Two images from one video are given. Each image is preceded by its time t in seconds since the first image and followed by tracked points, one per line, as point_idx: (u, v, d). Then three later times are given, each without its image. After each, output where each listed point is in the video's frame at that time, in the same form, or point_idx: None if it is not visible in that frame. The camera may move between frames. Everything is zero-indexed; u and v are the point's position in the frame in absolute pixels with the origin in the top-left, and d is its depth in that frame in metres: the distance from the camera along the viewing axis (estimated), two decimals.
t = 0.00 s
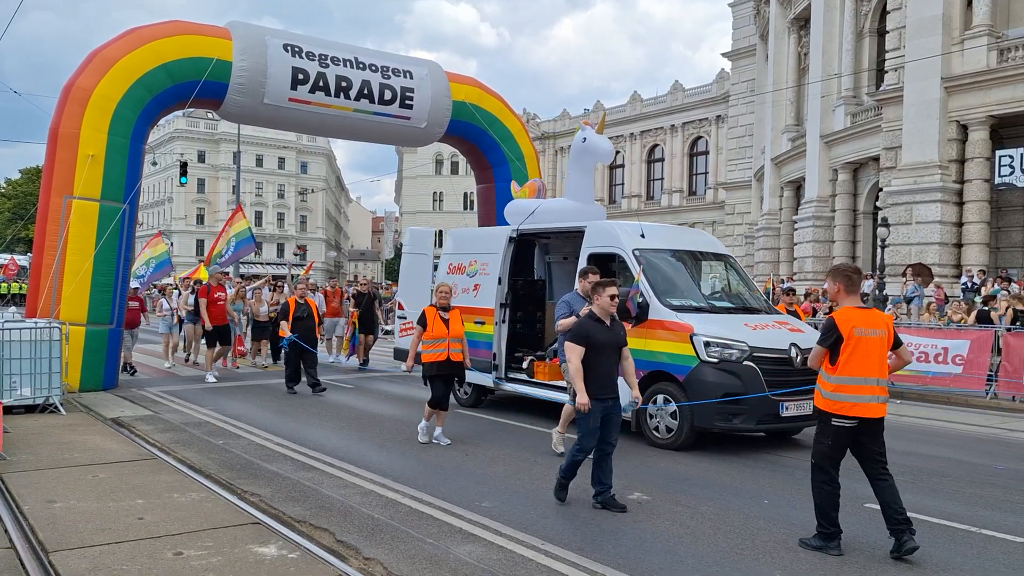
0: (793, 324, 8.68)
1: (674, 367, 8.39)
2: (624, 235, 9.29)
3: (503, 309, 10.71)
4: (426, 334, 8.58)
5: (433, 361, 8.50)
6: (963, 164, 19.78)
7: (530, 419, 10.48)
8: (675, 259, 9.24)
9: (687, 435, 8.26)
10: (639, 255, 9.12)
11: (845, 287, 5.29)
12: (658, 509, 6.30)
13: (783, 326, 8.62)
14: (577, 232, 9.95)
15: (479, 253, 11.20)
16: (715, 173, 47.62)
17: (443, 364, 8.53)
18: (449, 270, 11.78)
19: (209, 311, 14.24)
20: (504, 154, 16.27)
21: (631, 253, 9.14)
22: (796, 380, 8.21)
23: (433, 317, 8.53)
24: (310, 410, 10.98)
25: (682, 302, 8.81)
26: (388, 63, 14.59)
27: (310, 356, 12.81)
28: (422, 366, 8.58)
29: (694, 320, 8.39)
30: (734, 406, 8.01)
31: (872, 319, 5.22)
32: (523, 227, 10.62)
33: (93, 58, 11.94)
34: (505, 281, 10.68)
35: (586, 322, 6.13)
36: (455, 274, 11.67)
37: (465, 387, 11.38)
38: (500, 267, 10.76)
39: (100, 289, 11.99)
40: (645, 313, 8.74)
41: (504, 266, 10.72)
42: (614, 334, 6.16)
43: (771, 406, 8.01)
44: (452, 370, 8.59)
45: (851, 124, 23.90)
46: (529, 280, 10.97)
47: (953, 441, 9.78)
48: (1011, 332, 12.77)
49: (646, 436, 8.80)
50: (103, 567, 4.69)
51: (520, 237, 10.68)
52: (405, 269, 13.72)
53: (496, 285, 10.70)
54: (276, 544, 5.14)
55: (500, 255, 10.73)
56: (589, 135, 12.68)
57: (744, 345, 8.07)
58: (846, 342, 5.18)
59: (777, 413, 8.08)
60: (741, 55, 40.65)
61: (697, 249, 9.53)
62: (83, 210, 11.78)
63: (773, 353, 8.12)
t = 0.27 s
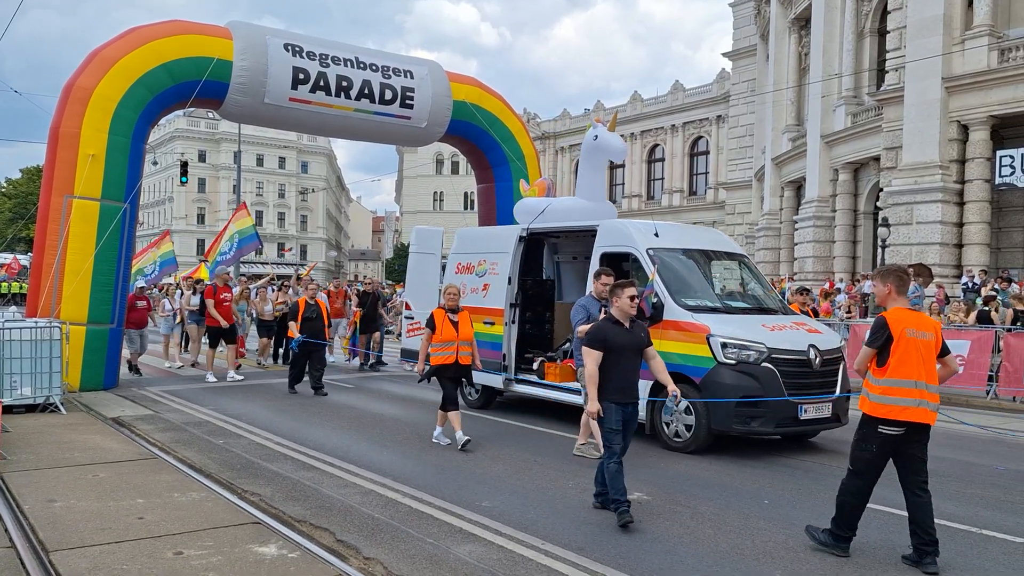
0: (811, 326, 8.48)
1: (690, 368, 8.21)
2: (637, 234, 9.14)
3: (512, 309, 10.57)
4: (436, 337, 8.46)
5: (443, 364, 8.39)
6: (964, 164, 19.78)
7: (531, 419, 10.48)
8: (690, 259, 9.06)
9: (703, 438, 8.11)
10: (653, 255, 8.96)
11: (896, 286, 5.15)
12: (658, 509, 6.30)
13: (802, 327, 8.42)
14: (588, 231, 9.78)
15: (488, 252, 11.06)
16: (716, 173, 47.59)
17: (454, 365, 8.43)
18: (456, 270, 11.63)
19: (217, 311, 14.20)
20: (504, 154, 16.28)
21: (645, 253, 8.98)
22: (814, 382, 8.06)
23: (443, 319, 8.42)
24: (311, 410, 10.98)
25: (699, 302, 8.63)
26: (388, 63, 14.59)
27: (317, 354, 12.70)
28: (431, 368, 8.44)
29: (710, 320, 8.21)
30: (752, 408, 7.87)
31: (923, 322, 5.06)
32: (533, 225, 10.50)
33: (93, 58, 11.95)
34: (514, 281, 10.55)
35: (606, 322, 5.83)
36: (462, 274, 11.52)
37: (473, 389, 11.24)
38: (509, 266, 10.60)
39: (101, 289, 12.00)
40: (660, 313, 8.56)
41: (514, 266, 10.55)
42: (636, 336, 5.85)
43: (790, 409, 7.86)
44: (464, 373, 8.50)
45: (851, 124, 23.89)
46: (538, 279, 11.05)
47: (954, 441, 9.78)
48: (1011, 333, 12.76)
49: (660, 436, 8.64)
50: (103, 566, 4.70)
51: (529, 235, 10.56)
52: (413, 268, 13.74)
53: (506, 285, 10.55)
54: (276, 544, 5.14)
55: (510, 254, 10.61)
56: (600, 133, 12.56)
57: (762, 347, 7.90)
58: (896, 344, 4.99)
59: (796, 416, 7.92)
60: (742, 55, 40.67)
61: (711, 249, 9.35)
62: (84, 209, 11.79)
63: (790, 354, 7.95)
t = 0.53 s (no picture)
0: (829, 325, 8.31)
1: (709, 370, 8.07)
2: (651, 233, 8.99)
3: (523, 308, 10.56)
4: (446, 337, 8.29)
5: (455, 365, 8.22)
6: (964, 164, 19.78)
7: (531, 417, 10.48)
8: (705, 258, 8.93)
9: (720, 440, 7.98)
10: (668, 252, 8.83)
11: (941, 285, 4.83)
12: (657, 509, 6.30)
13: (820, 328, 8.24)
14: (601, 229, 9.70)
15: (497, 251, 11.05)
16: (715, 173, 47.57)
17: (468, 366, 8.28)
18: (464, 268, 11.64)
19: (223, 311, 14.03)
20: (504, 153, 16.27)
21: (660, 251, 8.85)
22: (834, 383, 7.88)
23: (453, 319, 8.26)
24: (310, 409, 10.98)
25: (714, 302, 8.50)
26: (388, 62, 14.58)
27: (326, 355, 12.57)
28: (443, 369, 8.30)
29: (727, 320, 8.08)
30: (771, 411, 7.70)
31: (963, 325, 4.81)
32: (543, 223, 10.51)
33: (92, 57, 11.94)
34: (524, 280, 10.54)
35: (623, 322, 5.65)
36: (471, 272, 11.53)
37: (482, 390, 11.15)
38: (519, 265, 10.59)
39: (100, 288, 11.99)
40: (675, 312, 8.42)
41: (525, 264, 10.54)
42: (653, 336, 5.67)
43: (809, 411, 7.70)
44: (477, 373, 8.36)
45: (851, 123, 23.88)
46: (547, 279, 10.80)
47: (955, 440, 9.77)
48: (1010, 332, 12.76)
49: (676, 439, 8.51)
50: (102, 565, 4.70)
51: (540, 233, 10.58)
52: (419, 266, 13.46)
53: (516, 283, 10.54)
54: (276, 542, 5.14)
55: (520, 252, 10.60)
56: (612, 130, 12.57)
57: (781, 347, 7.72)
58: (931, 345, 4.76)
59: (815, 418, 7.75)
60: (742, 54, 40.68)
61: (724, 249, 9.21)
62: (83, 208, 11.78)
63: (809, 355, 7.77)
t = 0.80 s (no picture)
0: (843, 327, 8.25)
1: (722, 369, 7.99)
2: (662, 231, 8.94)
3: (529, 308, 10.42)
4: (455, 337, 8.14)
5: (463, 364, 8.07)
6: (958, 163, 19.83)
7: (527, 417, 10.49)
8: (716, 257, 8.84)
9: (734, 442, 7.89)
10: (678, 251, 8.80)
11: (960, 291, 4.85)
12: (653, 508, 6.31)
13: (834, 329, 8.18)
14: (608, 229, 9.65)
15: (503, 250, 10.93)
16: (711, 172, 47.61)
17: (477, 365, 8.12)
18: (470, 267, 11.54)
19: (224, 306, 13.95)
20: (500, 152, 16.27)
21: (671, 250, 8.79)
22: (849, 385, 7.82)
23: (460, 317, 8.13)
24: (306, 408, 10.97)
25: (726, 301, 8.43)
26: (384, 61, 14.57)
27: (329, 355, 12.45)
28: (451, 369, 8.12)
29: (740, 320, 8.02)
30: (786, 413, 7.62)
31: (987, 329, 4.75)
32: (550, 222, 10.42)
33: (88, 55, 11.92)
34: (531, 279, 10.41)
35: (642, 322, 5.55)
36: (476, 271, 11.42)
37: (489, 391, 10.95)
38: (525, 264, 10.48)
39: (95, 287, 11.97)
40: (687, 313, 8.37)
41: (531, 263, 10.44)
42: (672, 337, 5.59)
43: (826, 413, 7.62)
44: (485, 373, 8.21)
45: (847, 123, 23.94)
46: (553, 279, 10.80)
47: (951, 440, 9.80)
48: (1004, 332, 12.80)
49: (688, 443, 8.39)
50: (97, 564, 4.69)
51: (546, 232, 10.46)
52: (421, 267, 13.47)
53: (522, 283, 10.42)
54: (271, 542, 5.14)
55: (527, 251, 10.48)
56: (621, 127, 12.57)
57: (796, 348, 7.66)
58: (952, 352, 4.73)
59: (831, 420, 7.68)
60: (738, 54, 40.74)
61: (734, 246, 9.14)
62: (78, 207, 11.75)
63: (824, 355, 7.70)
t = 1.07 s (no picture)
0: (853, 326, 8.15)
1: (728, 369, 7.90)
2: (668, 229, 8.83)
3: (532, 307, 10.30)
4: (462, 338, 8.02)
5: (471, 367, 7.98)
6: (949, 163, 19.92)
7: (521, 415, 10.49)
8: (722, 256, 8.74)
9: (743, 444, 7.81)
10: (685, 249, 8.68)
11: (974, 286, 4.62)
12: (644, 505, 6.35)
13: (844, 328, 8.07)
14: (613, 226, 9.56)
15: (505, 248, 10.76)
16: (703, 171, 47.69)
17: (483, 367, 8.05)
18: (471, 266, 11.40)
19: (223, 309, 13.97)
20: (493, 151, 16.26)
21: (677, 248, 8.68)
22: (859, 385, 7.73)
23: (467, 318, 8.02)
24: (298, 407, 10.95)
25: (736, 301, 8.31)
26: (376, 59, 14.54)
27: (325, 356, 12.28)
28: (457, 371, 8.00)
29: (749, 319, 7.91)
30: (796, 414, 7.54)
31: (1007, 319, 4.52)
32: (552, 220, 10.20)
33: (78, 53, 11.87)
34: (534, 278, 10.29)
35: (666, 323, 5.29)
36: (477, 269, 11.27)
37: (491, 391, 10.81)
38: (529, 262, 10.35)
39: (86, 286, 11.92)
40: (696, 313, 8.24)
41: (533, 262, 10.31)
42: (696, 341, 5.34)
43: (836, 414, 7.54)
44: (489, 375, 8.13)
45: (838, 123, 24.01)
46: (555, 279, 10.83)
47: (942, 438, 9.84)
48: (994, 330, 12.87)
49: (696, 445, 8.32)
50: (88, 564, 4.67)
51: (550, 230, 10.28)
52: (422, 265, 13.31)
53: (524, 282, 10.28)
54: (263, 541, 5.13)
55: (530, 250, 10.33)
56: (625, 124, 12.79)
57: (807, 348, 7.55)
58: (978, 347, 4.48)
59: (841, 421, 7.60)
60: (730, 53, 40.84)
61: (739, 244, 9.06)
62: (69, 205, 11.70)
63: (834, 356, 7.60)
